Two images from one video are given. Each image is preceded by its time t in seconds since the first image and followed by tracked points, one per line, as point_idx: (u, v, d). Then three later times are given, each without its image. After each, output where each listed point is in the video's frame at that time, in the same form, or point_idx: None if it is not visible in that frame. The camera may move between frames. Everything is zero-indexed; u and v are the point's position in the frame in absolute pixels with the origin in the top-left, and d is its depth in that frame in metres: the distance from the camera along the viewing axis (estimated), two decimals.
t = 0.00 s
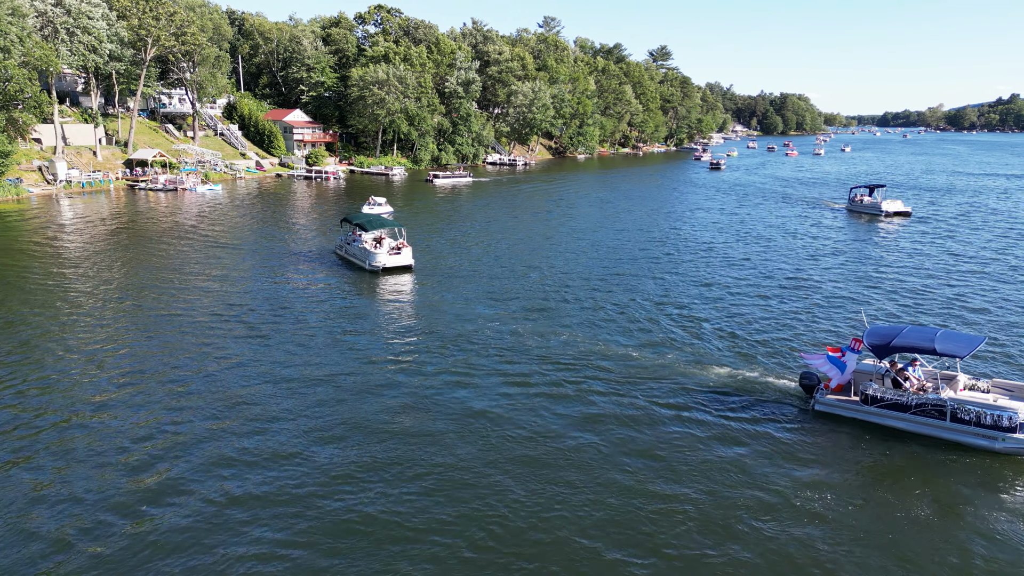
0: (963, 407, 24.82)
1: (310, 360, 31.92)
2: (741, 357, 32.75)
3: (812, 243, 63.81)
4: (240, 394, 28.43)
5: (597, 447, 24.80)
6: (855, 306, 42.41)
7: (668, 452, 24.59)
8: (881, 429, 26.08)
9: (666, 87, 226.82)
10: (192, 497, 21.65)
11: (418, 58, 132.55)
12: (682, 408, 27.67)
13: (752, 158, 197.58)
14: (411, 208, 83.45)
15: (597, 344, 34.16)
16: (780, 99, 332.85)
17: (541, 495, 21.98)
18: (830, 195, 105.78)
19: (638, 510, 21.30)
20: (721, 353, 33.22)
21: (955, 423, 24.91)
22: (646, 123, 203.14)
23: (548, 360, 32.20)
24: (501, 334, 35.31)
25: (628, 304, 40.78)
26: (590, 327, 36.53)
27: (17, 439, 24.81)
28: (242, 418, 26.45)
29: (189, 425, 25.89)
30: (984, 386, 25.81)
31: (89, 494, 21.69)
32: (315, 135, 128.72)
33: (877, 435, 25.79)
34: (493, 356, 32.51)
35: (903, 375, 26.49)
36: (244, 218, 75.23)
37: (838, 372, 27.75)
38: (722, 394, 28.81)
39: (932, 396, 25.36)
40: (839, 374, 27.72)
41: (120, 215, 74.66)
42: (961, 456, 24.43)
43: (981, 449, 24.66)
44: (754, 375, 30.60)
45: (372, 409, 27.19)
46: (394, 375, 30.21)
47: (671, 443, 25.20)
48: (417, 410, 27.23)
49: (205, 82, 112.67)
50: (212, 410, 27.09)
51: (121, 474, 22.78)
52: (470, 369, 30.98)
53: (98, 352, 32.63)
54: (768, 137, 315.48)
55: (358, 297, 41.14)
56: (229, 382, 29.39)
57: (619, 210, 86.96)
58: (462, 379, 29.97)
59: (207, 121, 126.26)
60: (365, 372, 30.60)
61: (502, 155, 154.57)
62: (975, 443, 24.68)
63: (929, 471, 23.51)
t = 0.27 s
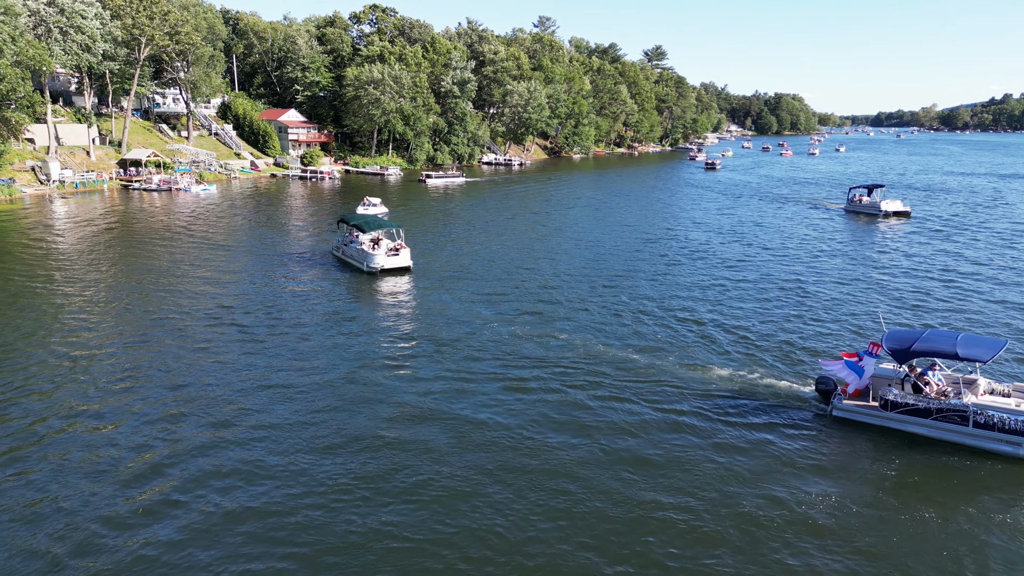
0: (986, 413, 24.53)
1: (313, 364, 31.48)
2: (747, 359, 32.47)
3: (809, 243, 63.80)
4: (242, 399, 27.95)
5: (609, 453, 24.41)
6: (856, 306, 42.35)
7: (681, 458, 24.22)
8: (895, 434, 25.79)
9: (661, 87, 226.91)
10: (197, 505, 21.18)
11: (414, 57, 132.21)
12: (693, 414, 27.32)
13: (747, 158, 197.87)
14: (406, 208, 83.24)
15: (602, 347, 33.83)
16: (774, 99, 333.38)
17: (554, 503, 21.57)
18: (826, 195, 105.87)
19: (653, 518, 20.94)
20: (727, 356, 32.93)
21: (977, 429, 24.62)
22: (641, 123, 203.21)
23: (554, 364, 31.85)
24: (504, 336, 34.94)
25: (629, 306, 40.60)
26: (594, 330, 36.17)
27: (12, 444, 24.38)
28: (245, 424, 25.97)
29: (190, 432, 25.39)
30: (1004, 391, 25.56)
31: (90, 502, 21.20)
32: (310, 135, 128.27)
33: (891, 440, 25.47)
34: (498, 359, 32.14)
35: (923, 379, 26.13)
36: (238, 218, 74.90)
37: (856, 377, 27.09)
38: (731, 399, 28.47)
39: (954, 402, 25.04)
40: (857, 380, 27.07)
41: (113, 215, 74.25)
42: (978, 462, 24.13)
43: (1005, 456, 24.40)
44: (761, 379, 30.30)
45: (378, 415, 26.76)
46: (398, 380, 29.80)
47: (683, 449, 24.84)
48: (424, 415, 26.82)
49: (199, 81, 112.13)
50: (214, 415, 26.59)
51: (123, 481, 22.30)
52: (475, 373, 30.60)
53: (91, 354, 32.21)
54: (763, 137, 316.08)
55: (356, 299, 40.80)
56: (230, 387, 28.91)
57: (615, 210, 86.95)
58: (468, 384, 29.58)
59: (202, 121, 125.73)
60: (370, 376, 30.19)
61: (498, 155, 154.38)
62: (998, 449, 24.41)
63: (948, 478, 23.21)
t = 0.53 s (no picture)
0: (1009, 420, 24.08)
1: (312, 369, 31.01)
2: (749, 362, 32.18)
3: (805, 244, 63.78)
4: (240, 407, 27.45)
5: (617, 463, 24.02)
6: (855, 306, 42.28)
7: (691, 467, 23.81)
8: (909, 439, 25.47)
9: (655, 87, 227.04)
10: (199, 520, 20.67)
11: (408, 57, 131.71)
12: (701, 420, 26.93)
13: (741, 158, 198.13)
14: (401, 209, 82.88)
15: (605, 352, 33.45)
16: (768, 98, 334.08)
17: (565, 515, 21.15)
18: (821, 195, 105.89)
19: (666, 530, 20.56)
20: (730, 359, 32.60)
21: (1000, 436, 24.19)
22: (635, 123, 203.27)
23: (557, 368, 31.49)
24: (506, 341, 34.53)
25: (628, 307, 40.44)
26: (596, 333, 35.82)
27: (1, 454, 23.85)
28: (245, 434, 25.47)
29: (189, 441, 24.90)
30: None
31: (89, 517, 20.67)
32: (304, 135, 127.70)
33: (903, 445, 25.18)
34: (501, 364, 31.73)
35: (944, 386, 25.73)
36: (232, 219, 74.36)
37: (874, 382, 26.84)
38: (738, 404, 28.12)
39: (976, 409, 24.57)
40: (875, 385, 26.81)
41: (105, 216, 73.63)
42: (993, 469, 23.82)
43: None
44: (767, 383, 29.96)
45: (382, 423, 26.30)
46: (399, 386, 29.34)
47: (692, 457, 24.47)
48: (428, 423, 26.36)
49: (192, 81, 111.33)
50: (212, 424, 26.09)
51: (122, 494, 21.80)
52: (478, 379, 30.16)
53: (78, 359, 31.74)
54: (756, 137, 316.41)
55: (352, 302, 40.40)
56: (229, 395, 28.40)
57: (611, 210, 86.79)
58: (472, 390, 29.12)
59: (195, 121, 125.02)
60: (371, 383, 29.71)
61: (492, 155, 154.10)
62: (1021, 456, 24.02)
63: (965, 486, 22.88)
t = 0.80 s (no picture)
0: None
1: (308, 375, 30.30)
2: (752, 367, 31.73)
3: (800, 244, 63.65)
4: (235, 415, 26.69)
5: (626, 471, 23.40)
6: (852, 308, 42.13)
7: (702, 476, 23.23)
8: (921, 445, 25.08)
9: (647, 87, 227.18)
10: (194, 532, 19.90)
11: (399, 57, 131.15)
12: (708, 427, 26.37)
13: (733, 159, 198.46)
14: (393, 209, 82.33)
15: (607, 356, 32.89)
16: (758, 99, 335.14)
17: (575, 527, 20.50)
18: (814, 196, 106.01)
19: (678, 539, 20.08)
20: (733, 363, 32.13)
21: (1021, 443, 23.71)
22: (627, 124, 203.32)
23: (558, 374, 30.90)
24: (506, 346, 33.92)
25: (626, 309, 40.08)
26: (597, 338, 35.27)
27: None
28: (241, 442, 24.71)
29: (183, 450, 24.13)
30: None
31: (78, 530, 19.86)
32: (294, 135, 126.86)
33: (915, 450, 24.80)
34: (501, 370, 31.12)
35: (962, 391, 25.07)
36: (221, 220, 73.65)
37: (890, 388, 26.31)
38: (744, 411, 27.60)
39: (996, 415, 24.03)
40: (890, 391, 26.27)
41: (92, 217, 72.79)
42: (1010, 475, 23.42)
43: None
44: (772, 388, 29.47)
45: (382, 432, 25.59)
46: (399, 393, 28.68)
47: (702, 465, 23.89)
48: (431, 432, 25.70)
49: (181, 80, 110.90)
50: (206, 433, 25.31)
51: (114, 503, 21.10)
52: (479, 386, 29.52)
53: (63, 363, 30.99)
54: (747, 137, 317.32)
55: (346, 305, 39.80)
56: (223, 402, 27.64)
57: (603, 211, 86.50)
58: (473, 397, 28.49)
59: (184, 121, 124.03)
60: (369, 390, 29.02)
61: (484, 155, 153.68)
62: None
63: (982, 493, 22.39)
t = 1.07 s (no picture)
0: None
1: (303, 382, 29.44)
2: (755, 370, 31.19)
3: (794, 245, 63.50)
4: (228, 425, 25.80)
5: (635, 483, 22.64)
6: (849, 308, 41.92)
7: (713, 486, 22.50)
8: (932, 449, 24.56)
9: (637, 87, 227.32)
10: (186, 552, 19.00)
11: (389, 57, 130.43)
12: (717, 433, 25.69)
13: (723, 159, 198.78)
14: (384, 210, 81.72)
15: (608, 361, 32.23)
16: (748, 99, 336.24)
17: (585, 543, 19.73)
18: (806, 196, 106.05)
19: (687, 548, 19.56)
20: (735, 367, 31.55)
21: None
22: (617, 124, 203.33)
23: (560, 379, 30.16)
24: (505, 351, 33.19)
25: (623, 311, 39.69)
26: (597, 341, 34.61)
27: None
28: (235, 454, 23.82)
29: (174, 463, 23.21)
30: None
31: (64, 551, 18.94)
32: (283, 135, 125.85)
33: (927, 456, 24.28)
34: (502, 375, 30.37)
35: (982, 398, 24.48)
36: (210, 221, 72.86)
37: (906, 395, 25.53)
38: (752, 416, 26.94)
39: (1017, 423, 23.40)
40: (907, 398, 25.47)
41: (78, 218, 71.87)
42: None
43: None
44: (777, 393, 28.87)
45: (382, 441, 24.75)
46: (397, 400, 27.85)
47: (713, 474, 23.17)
48: (432, 441, 24.87)
49: (169, 80, 110.48)
50: (198, 445, 24.41)
51: (102, 516, 20.39)
52: (480, 392, 28.74)
53: (48, 369, 30.28)
54: (736, 137, 318.34)
55: (338, 309, 39.08)
56: (215, 411, 26.74)
57: (595, 211, 86.16)
58: (474, 404, 27.69)
59: (172, 121, 122.90)
60: (367, 396, 28.17)
61: (474, 155, 153.16)
62: None
63: (1003, 503, 21.75)
